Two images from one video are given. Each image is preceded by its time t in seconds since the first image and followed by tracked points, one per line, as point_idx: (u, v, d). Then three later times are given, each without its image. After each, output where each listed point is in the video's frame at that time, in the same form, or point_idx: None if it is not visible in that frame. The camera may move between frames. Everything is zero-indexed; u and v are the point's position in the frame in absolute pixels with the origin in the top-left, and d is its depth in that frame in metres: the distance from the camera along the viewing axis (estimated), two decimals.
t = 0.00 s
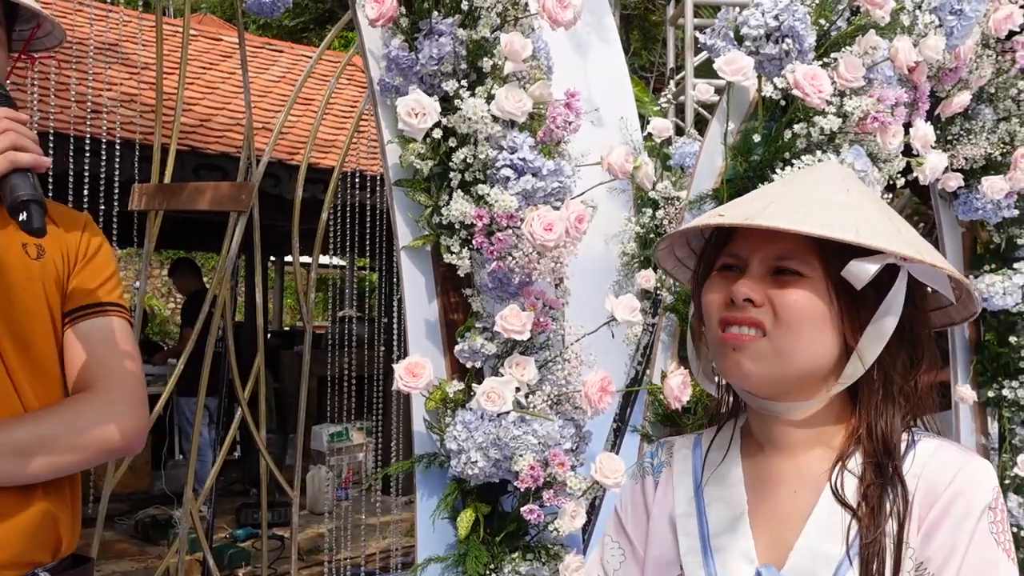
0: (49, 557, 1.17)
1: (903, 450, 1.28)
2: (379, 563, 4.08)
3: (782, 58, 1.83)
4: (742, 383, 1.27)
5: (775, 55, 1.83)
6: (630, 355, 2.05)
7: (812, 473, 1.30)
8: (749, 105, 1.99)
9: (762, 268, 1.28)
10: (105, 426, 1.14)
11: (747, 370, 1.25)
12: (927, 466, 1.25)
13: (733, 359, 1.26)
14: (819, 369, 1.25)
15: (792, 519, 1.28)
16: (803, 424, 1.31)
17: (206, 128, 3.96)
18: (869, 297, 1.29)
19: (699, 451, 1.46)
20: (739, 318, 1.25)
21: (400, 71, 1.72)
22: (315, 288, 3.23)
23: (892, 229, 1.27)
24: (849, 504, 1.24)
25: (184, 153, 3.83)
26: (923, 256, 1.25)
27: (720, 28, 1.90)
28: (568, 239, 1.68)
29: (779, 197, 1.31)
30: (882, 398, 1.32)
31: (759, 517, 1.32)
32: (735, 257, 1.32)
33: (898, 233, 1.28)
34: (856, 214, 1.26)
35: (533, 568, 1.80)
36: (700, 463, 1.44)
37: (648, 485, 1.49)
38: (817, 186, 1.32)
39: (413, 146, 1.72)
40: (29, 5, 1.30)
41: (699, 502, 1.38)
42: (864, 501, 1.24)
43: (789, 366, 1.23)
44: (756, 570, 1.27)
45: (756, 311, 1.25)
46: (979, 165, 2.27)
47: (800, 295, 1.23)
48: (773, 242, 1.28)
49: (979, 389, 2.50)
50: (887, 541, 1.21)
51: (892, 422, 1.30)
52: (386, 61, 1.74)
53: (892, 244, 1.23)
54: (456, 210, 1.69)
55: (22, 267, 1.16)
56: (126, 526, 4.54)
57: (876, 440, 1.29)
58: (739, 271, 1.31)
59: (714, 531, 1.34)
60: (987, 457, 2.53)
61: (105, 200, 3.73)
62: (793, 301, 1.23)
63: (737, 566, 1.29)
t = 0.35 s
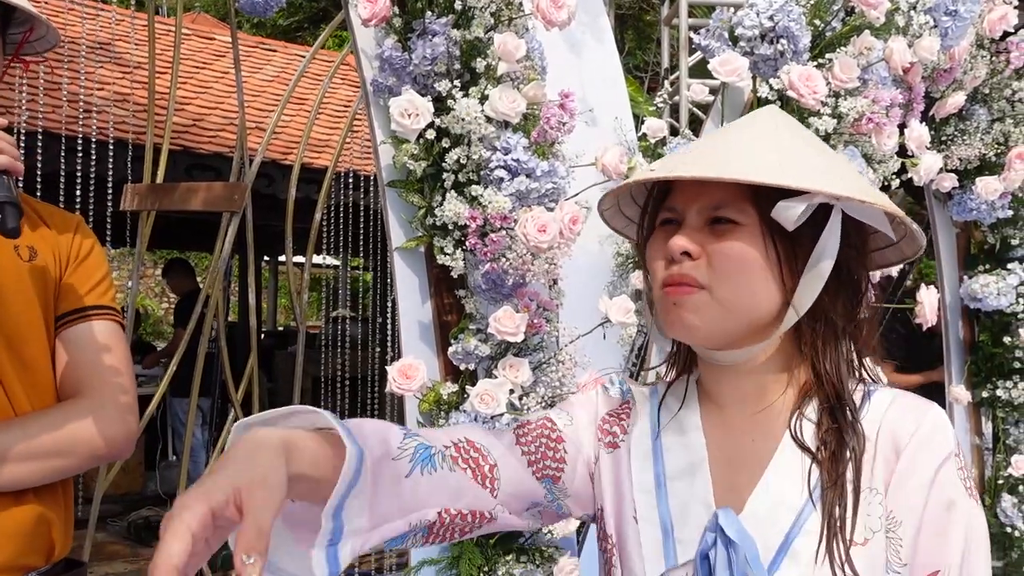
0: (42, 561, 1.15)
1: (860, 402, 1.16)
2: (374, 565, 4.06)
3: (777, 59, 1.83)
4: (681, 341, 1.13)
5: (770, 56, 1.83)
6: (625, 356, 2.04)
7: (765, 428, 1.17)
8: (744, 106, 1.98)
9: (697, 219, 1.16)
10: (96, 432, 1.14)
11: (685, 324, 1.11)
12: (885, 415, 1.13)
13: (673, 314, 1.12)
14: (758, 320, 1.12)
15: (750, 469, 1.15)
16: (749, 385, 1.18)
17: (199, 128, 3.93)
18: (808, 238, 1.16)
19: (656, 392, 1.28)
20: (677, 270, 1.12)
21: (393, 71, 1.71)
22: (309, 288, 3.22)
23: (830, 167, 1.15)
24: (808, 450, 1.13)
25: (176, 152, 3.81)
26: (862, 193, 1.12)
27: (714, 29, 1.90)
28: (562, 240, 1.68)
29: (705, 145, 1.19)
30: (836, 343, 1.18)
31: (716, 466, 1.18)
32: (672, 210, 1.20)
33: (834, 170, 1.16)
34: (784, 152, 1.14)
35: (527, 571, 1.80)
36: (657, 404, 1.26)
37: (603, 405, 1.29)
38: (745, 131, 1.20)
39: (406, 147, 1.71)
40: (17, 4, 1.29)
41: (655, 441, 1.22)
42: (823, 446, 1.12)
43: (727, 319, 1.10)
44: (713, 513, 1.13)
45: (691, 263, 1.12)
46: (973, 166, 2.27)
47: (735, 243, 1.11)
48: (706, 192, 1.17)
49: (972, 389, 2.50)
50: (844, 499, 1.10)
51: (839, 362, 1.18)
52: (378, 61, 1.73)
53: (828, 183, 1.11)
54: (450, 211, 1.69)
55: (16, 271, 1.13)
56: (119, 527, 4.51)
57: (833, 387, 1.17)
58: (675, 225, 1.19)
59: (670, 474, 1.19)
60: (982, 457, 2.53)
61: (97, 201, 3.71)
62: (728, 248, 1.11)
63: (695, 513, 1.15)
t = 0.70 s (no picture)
0: (37, 555, 1.15)
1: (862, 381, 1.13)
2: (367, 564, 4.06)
3: (768, 58, 1.84)
4: (679, 299, 1.09)
5: (761, 55, 1.84)
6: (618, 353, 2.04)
7: (759, 406, 1.11)
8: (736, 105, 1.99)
9: (712, 176, 1.11)
10: (88, 424, 1.14)
11: (685, 281, 1.06)
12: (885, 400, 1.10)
13: (673, 274, 1.08)
14: (762, 285, 1.08)
15: (741, 446, 1.09)
16: (741, 356, 1.13)
17: (193, 126, 3.93)
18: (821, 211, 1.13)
19: (621, 371, 1.20)
20: (684, 224, 1.07)
21: (385, 69, 1.72)
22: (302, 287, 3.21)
23: (852, 141, 1.13)
24: (814, 440, 1.07)
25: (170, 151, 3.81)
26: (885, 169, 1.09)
27: (706, 28, 1.91)
28: (554, 237, 1.68)
29: (729, 102, 1.15)
30: (838, 333, 1.16)
31: (700, 443, 1.10)
32: (687, 165, 1.16)
33: (857, 144, 1.13)
34: (809, 120, 1.11)
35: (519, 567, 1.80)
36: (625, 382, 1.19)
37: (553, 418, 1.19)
38: (773, 92, 1.16)
39: (398, 144, 1.72)
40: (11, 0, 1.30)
41: (628, 424, 1.13)
42: (829, 442, 1.06)
43: (730, 277, 1.05)
44: (704, 496, 1.05)
45: (702, 219, 1.07)
46: (963, 165, 2.29)
47: (750, 202, 1.07)
48: (726, 149, 1.13)
49: (964, 388, 2.51)
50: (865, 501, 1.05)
51: (845, 352, 1.15)
52: (371, 59, 1.74)
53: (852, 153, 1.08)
54: (442, 208, 1.69)
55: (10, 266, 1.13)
56: (112, 526, 4.51)
57: (833, 374, 1.12)
58: (687, 181, 1.14)
59: (648, 457, 1.10)
60: (972, 455, 2.54)
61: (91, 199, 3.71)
62: (741, 206, 1.06)
63: (680, 495, 1.07)
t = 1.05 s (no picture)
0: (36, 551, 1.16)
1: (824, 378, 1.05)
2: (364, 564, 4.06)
3: (762, 58, 1.85)
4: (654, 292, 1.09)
5: (756, 55, 1.85)
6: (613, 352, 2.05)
7: (727, 396, 1.10)
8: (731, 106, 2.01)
9: (691, 170, 1.10)
10: (85, 421, 1.14)
11: (658, 276, 1.07)
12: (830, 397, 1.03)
13: (648, 265, 1.08)
14: (735, 283, 1.07)
15: (696, 437, 1.10)
16: (718, 348, 1.11)
17: (188, 126, 3.93)
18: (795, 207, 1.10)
19: (616, 363, 1.29)
20: (660, 219, 1.07)
21: (382, 69, 1.72)
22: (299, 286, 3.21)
23: (839, 138, 1.09)
24: (760, 423, 1.04)
25: (166, 151, 3.81)
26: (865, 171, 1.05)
27: (701, 29, 1.92)
28: (550, 237, 1.69)
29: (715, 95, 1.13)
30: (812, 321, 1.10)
31: (663, 436, 1.13)
32: (669, 157, 1.15)
33: (844, 139, 1.09)
34: (793, 116, 1.08)
35: (515, 566, 1.81)
36: (614, 371, 1.27)
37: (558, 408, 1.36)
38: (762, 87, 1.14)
39: (394, 144, 1.72)
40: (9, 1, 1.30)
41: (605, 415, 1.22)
42: (777, 424, 1.03)
43: (701, 271, 1.05)
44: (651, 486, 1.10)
45: (676, 213, 1.07)
46: (957, 165, 2.31)
47: (724, 199, 1.06)
48: (708, 140, 1.11)
49: (957, 387, 2.52)
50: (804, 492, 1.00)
51: (818, 342, 1.09)
52: (367, 59, 1.74)
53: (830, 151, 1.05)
54: (438, 207, 1.70)
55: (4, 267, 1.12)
56: (108, 526, 4.50)
57: (797, 363, 1.07)
58: (670, 174, 1.14)
59: (617, 446, 1.18)
60: (967, 454, 2.55)
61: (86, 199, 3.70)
62: (715, 203, 1.05)
63: (635, 485, 1.12)
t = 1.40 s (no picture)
0: (45, 559, 1.17)
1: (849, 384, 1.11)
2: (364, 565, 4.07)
3: (762, 66, 1.88)
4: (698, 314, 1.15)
5: (756, 63, 1.87)
6: (614, 357, 2.06)
7: (762, 400, 1.14)
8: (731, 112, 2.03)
9: (722, 198, 1.14)
10: (94, 430, 1.15)
11: (699, 304, 1.13)
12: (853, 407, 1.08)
13: (690, 290, 1.13)
14: (771, 303, 1.11)
15: (729, 437, 1.14)
16: (757, 360, 1.16)
17: (189, 129, 3.93)
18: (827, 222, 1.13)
19: (668, 365, 1.29)
20: (698, 249, 1.12)
21: (386, 77, 1.74)
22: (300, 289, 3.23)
23: (865, 152, 1.13)
24: (789, 421, 1.09)
25: (167, 154, 3.82)
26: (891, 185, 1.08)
27: (701, 36, 1.94)
28: (553, 244, 1.71)
29: (738, 120, 1.18)
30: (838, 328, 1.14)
31: (698, 434, 1.17)
32: (700, 186, 1.19)
33: (869, 154, 1.13)
34: (818, 136, 1.12)
35: (518, 569, 1.83)
36: (666, 377, 1.27)
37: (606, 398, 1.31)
38: (784, 108, 1.18)
39: (399, 151, 1.74)
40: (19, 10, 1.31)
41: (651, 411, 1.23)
42: (803, 421, 1.08)
43: (740, 295, 1.10)
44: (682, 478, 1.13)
45: (712, 241, 1.12)
46: (954, 170, 2.33)
47: (755, 225, 1.10)
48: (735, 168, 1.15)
49: (955, 389, 2.54)
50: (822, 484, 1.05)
51: (849, 350, 1.13)
52: (372, 67, 1.76)
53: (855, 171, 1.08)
54: (443, 214, 1.72)
55: (13, 277, 1.14)
56: (108, 529, 4.51)
57: (830, 364, 1.12)
58: (703, 202, 1.18)
59: (656, 439, 1.20)
60: (964, 456, 2.58)
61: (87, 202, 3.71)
62: (747, 230, 1.10)
63: (665, 476, 1.15)
